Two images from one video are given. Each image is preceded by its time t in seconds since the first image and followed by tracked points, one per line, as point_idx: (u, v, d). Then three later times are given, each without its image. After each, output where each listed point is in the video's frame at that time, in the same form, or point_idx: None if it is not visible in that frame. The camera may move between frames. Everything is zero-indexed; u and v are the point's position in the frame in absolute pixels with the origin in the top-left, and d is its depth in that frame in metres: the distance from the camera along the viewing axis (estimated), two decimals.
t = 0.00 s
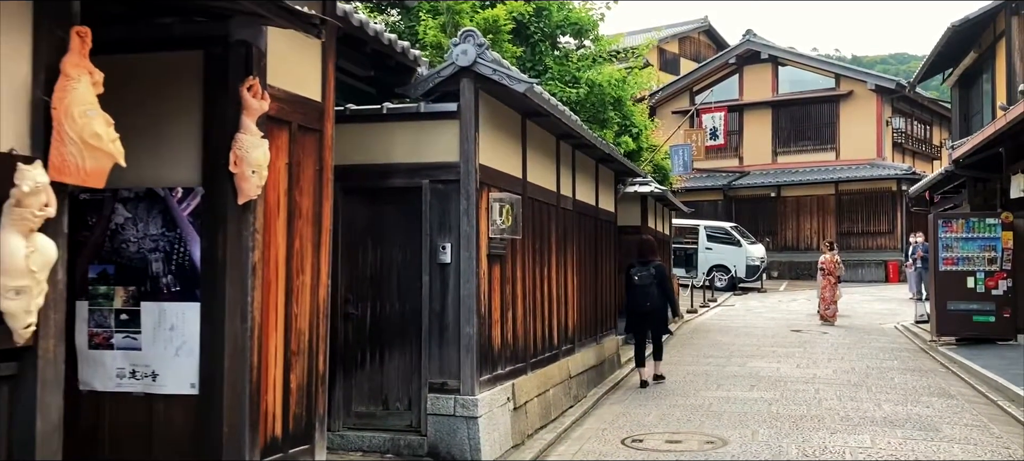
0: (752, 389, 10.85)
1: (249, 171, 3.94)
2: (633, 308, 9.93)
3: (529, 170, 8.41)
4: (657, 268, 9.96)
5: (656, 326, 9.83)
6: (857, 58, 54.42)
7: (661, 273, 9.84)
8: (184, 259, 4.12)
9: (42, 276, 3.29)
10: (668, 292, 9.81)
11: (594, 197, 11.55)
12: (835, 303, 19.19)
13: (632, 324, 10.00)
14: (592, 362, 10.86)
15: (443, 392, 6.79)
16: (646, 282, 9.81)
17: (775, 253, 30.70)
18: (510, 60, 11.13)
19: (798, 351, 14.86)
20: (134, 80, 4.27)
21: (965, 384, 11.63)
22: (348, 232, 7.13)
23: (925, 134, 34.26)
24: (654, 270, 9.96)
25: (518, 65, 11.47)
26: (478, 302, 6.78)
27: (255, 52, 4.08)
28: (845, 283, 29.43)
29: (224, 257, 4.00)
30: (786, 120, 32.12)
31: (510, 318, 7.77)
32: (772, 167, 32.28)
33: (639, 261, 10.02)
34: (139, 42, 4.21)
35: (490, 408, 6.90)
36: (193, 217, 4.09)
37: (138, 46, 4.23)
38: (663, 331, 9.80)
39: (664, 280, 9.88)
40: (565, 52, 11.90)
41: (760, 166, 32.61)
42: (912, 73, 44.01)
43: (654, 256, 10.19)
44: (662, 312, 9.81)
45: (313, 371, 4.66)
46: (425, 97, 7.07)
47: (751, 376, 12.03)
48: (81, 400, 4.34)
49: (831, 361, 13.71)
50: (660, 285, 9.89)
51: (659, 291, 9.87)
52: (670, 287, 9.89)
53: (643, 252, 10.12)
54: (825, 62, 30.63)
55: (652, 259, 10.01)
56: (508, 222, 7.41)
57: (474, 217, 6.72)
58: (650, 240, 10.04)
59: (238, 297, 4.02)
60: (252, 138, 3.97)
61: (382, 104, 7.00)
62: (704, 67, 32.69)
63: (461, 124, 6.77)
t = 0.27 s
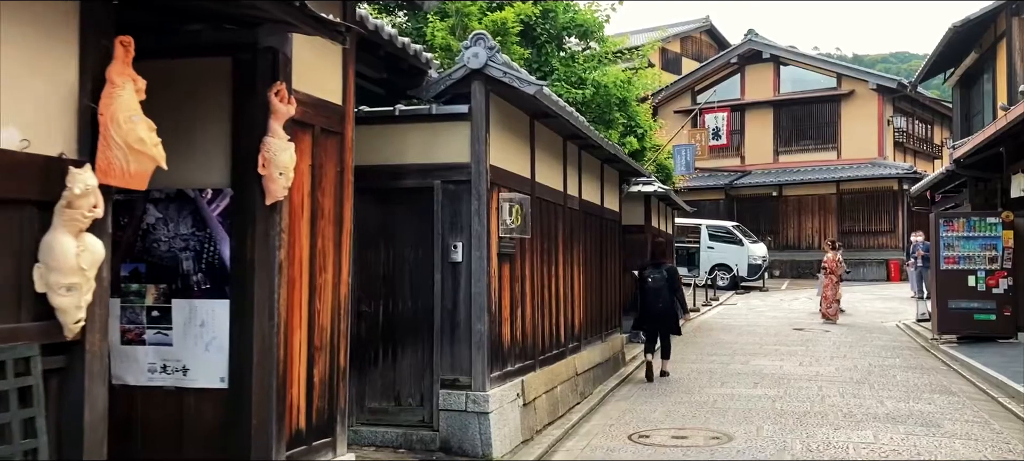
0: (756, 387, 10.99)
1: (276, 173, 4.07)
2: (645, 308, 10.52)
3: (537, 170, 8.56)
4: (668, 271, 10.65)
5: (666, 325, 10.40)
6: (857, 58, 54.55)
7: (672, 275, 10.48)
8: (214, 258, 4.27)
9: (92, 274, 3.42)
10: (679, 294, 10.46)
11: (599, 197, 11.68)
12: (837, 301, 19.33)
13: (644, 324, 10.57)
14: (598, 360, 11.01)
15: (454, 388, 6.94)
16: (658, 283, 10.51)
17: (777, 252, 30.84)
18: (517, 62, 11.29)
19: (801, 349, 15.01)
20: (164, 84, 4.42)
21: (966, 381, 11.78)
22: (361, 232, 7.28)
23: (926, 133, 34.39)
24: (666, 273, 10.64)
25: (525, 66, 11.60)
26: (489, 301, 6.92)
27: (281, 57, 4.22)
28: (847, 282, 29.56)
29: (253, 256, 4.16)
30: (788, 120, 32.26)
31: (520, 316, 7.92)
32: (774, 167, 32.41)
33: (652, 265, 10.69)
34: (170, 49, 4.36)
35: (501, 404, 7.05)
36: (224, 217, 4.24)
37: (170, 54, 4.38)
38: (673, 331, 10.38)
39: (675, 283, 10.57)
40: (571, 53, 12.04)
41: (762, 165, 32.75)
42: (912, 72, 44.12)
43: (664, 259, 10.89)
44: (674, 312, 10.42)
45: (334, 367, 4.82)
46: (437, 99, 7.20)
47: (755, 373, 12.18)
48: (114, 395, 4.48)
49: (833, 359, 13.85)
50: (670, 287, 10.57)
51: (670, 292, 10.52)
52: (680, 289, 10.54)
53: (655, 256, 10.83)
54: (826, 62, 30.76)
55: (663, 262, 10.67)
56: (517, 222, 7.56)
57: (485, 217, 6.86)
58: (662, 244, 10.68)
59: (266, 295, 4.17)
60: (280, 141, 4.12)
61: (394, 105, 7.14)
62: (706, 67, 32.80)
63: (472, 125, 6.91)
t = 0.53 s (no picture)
0: (759, 384, 11.16)
1: (303, 177, 4.26)
2: (654, 303, 10.93)
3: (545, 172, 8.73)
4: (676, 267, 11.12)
5: (674, 320, 10.80)
6: (857, 56, 54.74)
7: (681, 272, 10.94)
8: (242, 259, 4.45)
9: (137, 275, 3.57)
10: (687, 289, 10.91)
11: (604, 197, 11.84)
12: (839, 300, 19.49)
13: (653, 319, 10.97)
14: (604, 359, 11.17)
15: (465, 385, 7.11)
16: (668, 279, 10.98)
17: (779, 251, 31.01)
18: (524, 65, 11.48)
19: (803, 348, 15.17)
20: (192, 91, 4.58)
21: (966, 379, 11.94)
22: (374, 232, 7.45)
23: (927, 133, 34.53)
24: (674, 269, 11.11)
25: (531, 69, 11.82)
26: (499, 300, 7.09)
27: (306, 66, 4.38)
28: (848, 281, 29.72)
29: (279, 257, 4.33)
30: (789, 119, 32.41)
31: (528, 315, 8.08)
32: (775, 166, 32.57)
33: (661, 261, 11.13)
34: (199, 58, 4.52)
35: (510, 401, 7.22)
36: (252, 220, 4.43)
37: (199, 62, 4.54)
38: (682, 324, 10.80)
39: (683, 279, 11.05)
40: (577, 56, 12.22)
41: (764, 165, 32.90)
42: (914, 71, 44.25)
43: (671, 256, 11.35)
44: (681, 306, 10.84)
45: (354, 364, 4.99)
46: (448, 102, 7.36)
47: (758, 371, 12.34)
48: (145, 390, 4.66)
49: (835, 357, 14.02)
50: (680, 283, 11.04)
51: (678, 288, 10.97)
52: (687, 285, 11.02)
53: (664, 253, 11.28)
54: (827, 62, 30.89)
55: (672, 259, 11.13)
56: (526, 223, 7.73)
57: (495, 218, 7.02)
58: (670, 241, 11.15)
59: (292, 294, 4.35)
60: (305, 147, 4.29)
61: (406, 109, 7.30)
62: (708, 67, 32.94)
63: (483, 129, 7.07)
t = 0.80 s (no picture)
0: (760, 383, 11.32)
1: (320, 184, 4.41)
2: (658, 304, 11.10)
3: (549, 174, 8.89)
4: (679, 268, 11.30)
5: (678, 320, 10.94)
6: (857, 56, 54.81)
7: (683, 273, 11.11)
8: (263, 261, 4.62)
9: (170, 278, 3.77)
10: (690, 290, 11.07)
11: (607, 199, 12.00)
12: (839, 300, 19.65)
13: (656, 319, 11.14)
14: (606, 359, 11.32)
15: (472, 384, 7.28)
16: (670, 281, 11.16)
17: (780, 251, 31.16)
18: (528, 69, 11.65)
19: (803, 347, 15.32)
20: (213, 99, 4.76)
21: (964, 378, 12.09)
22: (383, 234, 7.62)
23: (927, 133, 34.66)
24: (677, 270, 11.30)
25: (534, 73, 11.99)
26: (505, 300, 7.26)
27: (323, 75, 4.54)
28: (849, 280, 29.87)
29: (298, 259, 4.50)
30: (790, 120, 32.56)
31: (533, 315, 8.25)
32: (776, 167, 32.72)
33: (664, 263, 11.33)
34: (219, 67, 4.69)
35: (516, 400, 7.38)
36: (272, 224, 4.60)
37: (219, 72, 4.72)
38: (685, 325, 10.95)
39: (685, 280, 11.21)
40: (580, 59, 12.37)
41: (765, 165, 33.05)
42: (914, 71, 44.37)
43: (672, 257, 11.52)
44: (683, 307, 11.00)
45: (367, 363, 5.16)
46: (455, 107, 7.53)
47: (759, 371, 12.50)
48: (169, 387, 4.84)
49: (834, 357, 14.18)
50: (682, 284, 11.21)
51: (681, 289, 11.14)
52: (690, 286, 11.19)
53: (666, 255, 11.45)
54: (828, 63, 31.03)
55: (674, 260, 11.29)
56: (531, 224, 7.90)
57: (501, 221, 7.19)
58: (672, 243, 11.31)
59: (310, 296, 4.52)
60: (324, 154, 4.45)
61: (414, 113, 7.47)
62: (710, 68, 33.07)
63: (489, 133, 7.23)
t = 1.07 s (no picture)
0: (759, 380, 11.48)
1: (335, 184, 4.60)
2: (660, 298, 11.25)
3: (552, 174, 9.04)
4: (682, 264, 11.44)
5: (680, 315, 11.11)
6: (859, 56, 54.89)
7: (686, 269, 11.25)
8: (279, 259, 4.79)
9: (196, 274, 3.95)
10: (692, 286, 11.22)
11: (608, 198, 12.15)
12: (839, 299, 19.81)
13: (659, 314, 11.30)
14: (608, 355, 11.48)
15: (477, 379, 7.46)
16: (673, 276, 11.30)
17: (780, 251, 31.32)
18: (531, 72, 11.86)
19: (803, 346, 15.48)
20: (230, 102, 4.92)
21: (962, 376, 12.25)
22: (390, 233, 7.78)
23: (928, 132, 34.79)
24: (679, 265, 11.43)
25: (537, 75, 12.16)
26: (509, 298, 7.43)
27: (336, 80, 4.71)
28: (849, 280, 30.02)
29: (312, 257, 4.67)
30: (791, 120, 32.69)
31: (536, 312, 8.42)
32: (777, 166, 32.88)
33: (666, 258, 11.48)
34: (235, 72, 4.86)
35: (520, 395, 7.56)
36: (287, 223, 4.77)
37: (235, 76, 4.88)
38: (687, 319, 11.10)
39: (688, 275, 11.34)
40: (582, 61, 12.54)
41: (766, 165, 33.20)
42: (915, 71, 44.45)
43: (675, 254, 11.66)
44: (685, 302, 11.16)
45: (377, 358, 5.33)
46: (460, 109, 7.68)
47: (759, 368, 12.66)
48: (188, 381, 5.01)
49: (834, 355, 14.34)
50: (684, 279, 11.35)
51: (684, 284, 11.29)
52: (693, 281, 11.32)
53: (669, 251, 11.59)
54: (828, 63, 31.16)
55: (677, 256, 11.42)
56: (534, 223, 8.06)
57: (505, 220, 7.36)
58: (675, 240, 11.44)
59: (324, 293, 4.69)
60: (338, 156, 4.63)
61: (421, 115, 7.63)
62: (711, 68, 33.19)
63: (494, 134, 7.39)
